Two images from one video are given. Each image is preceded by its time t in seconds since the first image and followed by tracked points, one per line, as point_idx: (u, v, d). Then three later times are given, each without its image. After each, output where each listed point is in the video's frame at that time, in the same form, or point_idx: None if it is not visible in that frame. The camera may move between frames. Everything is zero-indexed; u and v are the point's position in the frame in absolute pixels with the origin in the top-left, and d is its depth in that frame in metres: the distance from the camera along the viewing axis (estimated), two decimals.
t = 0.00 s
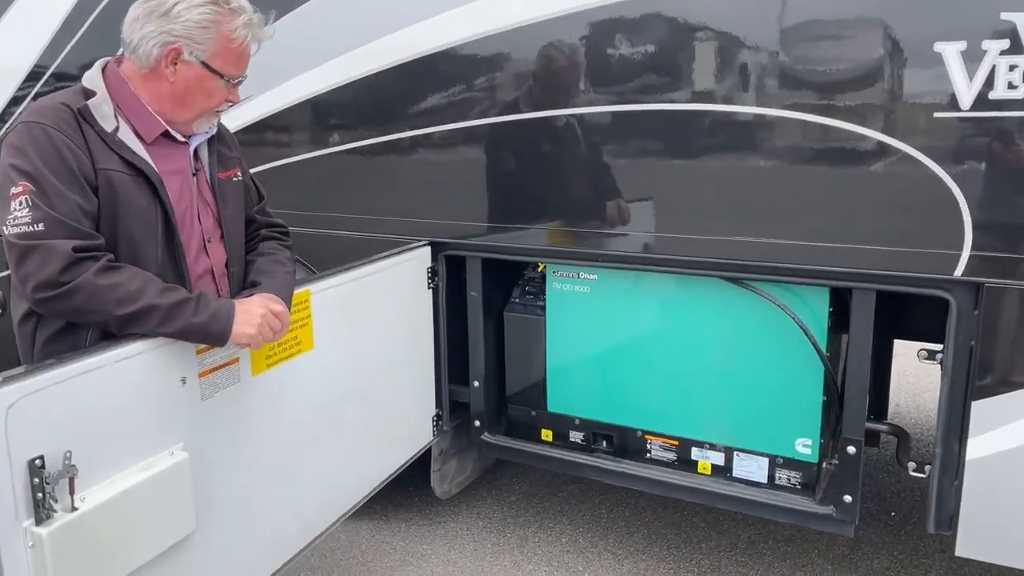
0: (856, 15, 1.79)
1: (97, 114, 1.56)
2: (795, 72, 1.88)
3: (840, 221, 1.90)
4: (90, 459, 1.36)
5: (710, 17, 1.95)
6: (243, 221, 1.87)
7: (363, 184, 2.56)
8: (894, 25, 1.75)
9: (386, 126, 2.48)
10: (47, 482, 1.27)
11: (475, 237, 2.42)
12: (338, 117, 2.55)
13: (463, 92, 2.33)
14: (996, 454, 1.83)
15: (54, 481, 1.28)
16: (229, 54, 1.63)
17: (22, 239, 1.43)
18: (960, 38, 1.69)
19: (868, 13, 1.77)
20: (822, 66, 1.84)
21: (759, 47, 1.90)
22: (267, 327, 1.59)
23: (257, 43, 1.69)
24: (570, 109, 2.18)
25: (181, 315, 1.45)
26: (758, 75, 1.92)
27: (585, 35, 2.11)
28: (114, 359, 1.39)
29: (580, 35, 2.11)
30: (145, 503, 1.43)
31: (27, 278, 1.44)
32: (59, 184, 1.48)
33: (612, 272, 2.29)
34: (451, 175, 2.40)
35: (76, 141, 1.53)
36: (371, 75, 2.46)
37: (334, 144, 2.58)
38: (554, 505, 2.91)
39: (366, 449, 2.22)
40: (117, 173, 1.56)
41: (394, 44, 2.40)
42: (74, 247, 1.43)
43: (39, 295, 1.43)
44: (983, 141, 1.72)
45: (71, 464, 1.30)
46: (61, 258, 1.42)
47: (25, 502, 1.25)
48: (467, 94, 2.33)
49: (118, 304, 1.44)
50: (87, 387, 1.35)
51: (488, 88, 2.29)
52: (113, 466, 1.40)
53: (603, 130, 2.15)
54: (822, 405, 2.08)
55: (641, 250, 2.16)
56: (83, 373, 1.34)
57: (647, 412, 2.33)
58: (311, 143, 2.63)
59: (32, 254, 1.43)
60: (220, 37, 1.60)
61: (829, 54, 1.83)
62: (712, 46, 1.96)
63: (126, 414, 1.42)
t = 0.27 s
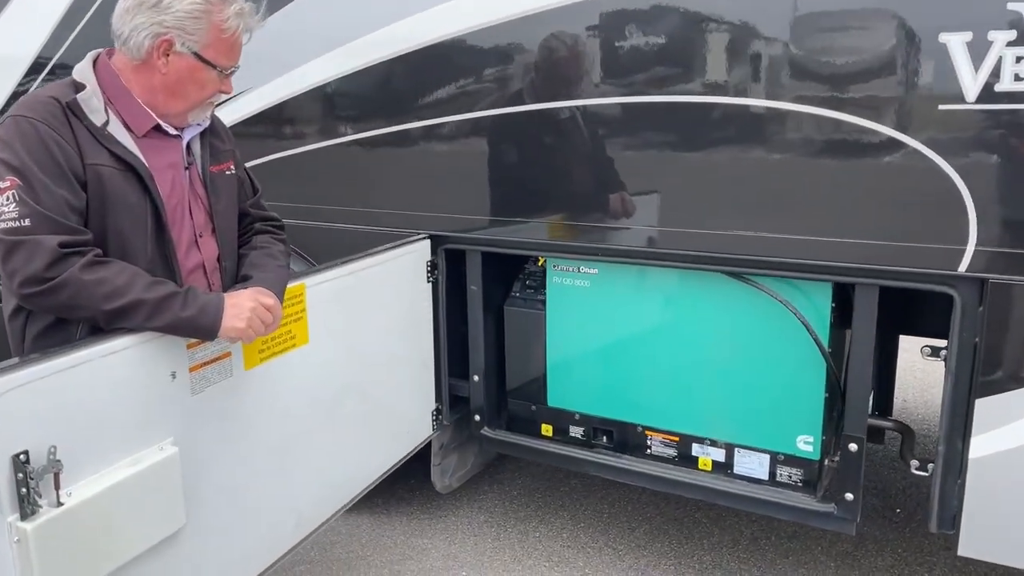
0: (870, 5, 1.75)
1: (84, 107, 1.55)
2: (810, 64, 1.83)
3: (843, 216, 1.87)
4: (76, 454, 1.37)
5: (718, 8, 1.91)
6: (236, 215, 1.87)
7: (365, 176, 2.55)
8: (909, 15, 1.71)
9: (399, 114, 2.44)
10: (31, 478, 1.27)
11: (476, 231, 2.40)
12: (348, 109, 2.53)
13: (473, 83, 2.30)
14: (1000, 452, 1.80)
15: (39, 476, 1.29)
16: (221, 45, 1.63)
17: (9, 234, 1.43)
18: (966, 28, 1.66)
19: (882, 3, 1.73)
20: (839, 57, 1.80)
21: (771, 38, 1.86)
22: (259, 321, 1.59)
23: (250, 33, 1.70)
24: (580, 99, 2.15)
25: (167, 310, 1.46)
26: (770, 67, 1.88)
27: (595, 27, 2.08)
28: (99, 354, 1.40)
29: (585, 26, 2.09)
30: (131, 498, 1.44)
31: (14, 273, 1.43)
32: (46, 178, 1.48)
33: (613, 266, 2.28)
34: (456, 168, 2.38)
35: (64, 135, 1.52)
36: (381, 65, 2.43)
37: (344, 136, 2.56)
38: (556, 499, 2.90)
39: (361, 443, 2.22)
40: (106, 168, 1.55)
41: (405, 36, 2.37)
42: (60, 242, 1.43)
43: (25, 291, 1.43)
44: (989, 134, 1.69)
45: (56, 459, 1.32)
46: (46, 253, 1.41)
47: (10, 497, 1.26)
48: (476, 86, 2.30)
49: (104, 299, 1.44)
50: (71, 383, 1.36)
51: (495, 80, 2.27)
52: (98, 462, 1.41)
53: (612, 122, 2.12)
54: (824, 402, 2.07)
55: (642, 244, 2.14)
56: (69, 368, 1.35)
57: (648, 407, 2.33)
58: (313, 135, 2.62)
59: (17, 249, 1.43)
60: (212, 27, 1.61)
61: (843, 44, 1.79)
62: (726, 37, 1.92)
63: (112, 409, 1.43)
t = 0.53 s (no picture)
0: None
1: (82, 100, 1.55)
2: (822, 57, 1.80)
3: (847, 211, 1.85)
4: (67, 447, 1.37)
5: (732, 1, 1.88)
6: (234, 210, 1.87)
7: (368, 170, 2.54)
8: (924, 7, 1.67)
9: (408, 106, 2.42)
10: (22, 471, 1.27)
11: (478, 225, 2.40)
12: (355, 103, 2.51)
13: (480, 77, 2.27)
14: (1004, 450, 1.78)
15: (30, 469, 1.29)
16: (221, 38, 1.62)
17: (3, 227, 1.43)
18: (973, 20, 1.63)
19: None
20: (852, 51, 1.76)
21: (782, 31, 1.83)
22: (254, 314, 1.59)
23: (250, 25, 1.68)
24: (589, 91, 2.12)
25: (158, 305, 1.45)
26: (781, 60, 1.85)
27: (605, 20, 2.05)
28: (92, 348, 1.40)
29: (592, 19, 2.06)
30: (123, 491, 1.44)
31: (8, 267, 1.43)
32: (42, 171, 1.48)
33: (614, 261, 2.27)
34: (461, 162, 2.36)
35: (59, 127, 1.52)
36: (388, 57, 2.40)
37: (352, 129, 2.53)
38: (558, 494, 2.90)
39: (359, 437, 2.22)
40: (102, 162, 1.55)
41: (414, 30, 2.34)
42: (53, 235, 1.43)
43: (19, 284, 1.43)
44: (997, 127, 1.66)
45: (46, 452, 1.31)
46: (39, 247, 1.41)
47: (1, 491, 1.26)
48: (483, 80, 2.28)
49: (97, 293, 1.44)
50: (63, 376, 1.35)
51: (501, 74, 2.24)
52: (91, 456, 1.41)
53: (620, 117, 2.09)
54: (826, 398, 2.05)
55: (644, 239, 2.13)
56: (61, 362, 1.34)
57: (649, 403, 2.32)
58: (317, 129, 2.61)
59: (11, 242, 1.43)
60: (212, 21, 1.59)
61: (856, 37, 1.75)
62: (736, 30, 1.89)
63: (104, 403, 1.43)
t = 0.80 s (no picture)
0: None
1: (86, 93, 1.56)
2: (832, 52, 1.78)
3: (853, 207, 1.84)
4: (64, 440, 1.37)
5: None
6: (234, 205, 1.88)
7: (373, 165, 2.54)
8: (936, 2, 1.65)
9: (416, 102, 2.41)
10: (17, 464, 1.27)
11: (482, 221, 2.39)
12: (367, 98, 2.50)
13: (490, 72, 2.26)
14: (1009, 449, 1.77)
15: (25, 462, 1.29)
16: (224, 30, 1.62)
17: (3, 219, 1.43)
18: (980, 14, 1.62)
19: None
20: (864, 46, 1.74)
21: (794, 27, 1.81)
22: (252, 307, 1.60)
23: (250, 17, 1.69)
24: (597, 86, 2.10)
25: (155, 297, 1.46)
26: (793, 56, 1.82)
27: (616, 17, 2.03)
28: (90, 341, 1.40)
29: (601, 14, 2.05)
30: (120, 485, 1.45)
31: (6, 259, 1.44)
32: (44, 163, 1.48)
33: (617, 257, 2.27)
34: (468, 158, 2.35)
35: (62, 120, 1.52)
36: (399, 52, 2.40)
37: (360, 124, 2.53)
38: (561, 490, 2.89)
39: (360, 432, 2.22)
40: (104, 155, 1.55)
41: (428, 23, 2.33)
42: (52, 228, 1.43)
43: (17, 277, 1.43)
44: (1005, 123, 1.64)
45: (42, 445, 1.32)
46: (38, 240, 1.42)
47: None
48: (492, 76, 2.26)
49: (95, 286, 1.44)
50: (61, 369, 1.36)
51: (509, 69, 2.23)
52: (88, 449, 1.42)
53: (631, 113, 2.07)
54: (830, 395, 2.04)
55: (647, 234, 2.12)
56: (58, 355, 1.35)
57: (652, 400, 2.31)
58: (323, 124, 2.61)
59: (10, 234, 1.43)
60: (216, 13, 1.60)
61: (869, 33, 1.73)
62: (747, 26, 1.87)
63: (101, 396, 1.43)
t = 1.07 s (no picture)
0: None
1: (99, 90, 1.56)
2: (843, 50, 1.77)
3: (859, 206, 1.83)
4: (71, 438, 1.38)
5: None
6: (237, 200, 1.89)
7: (380, 162, 2.54)
8: None
9: (425, 100, 2.41)
10: (25, 461, 1.29)
11: (488, 218, 2.39)
12: (377, 96, 2.49)
13: (500, 69, 2.25)
14: (1015, 450, 1.76)
15: (33, 460, 1.31)
16: (231, 24, 1.63)
17: (16, 217, 1.44)
18: (985, 12, 1.61)
19: None
20: (877, 43, 1.73)
21: (806, 24, 1.79)
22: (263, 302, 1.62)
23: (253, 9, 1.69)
24: (606, 84, 2.10)
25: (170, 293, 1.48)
26: (804, 53, 1.81)
27: (625, 14, 2.03)
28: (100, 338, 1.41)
29: (610, 11, 2.04)
30: (127, 483, 1.46)
31: (19, 258, 1.44)
32: (59, 156, 1.49)
33: (621, 255, 2.27)
34: (475, 155, 2.35)
35: (75, 115, 1.54)
36: (406, 49, 2.39)
37: (370, 120, 2.53)
38: (566, 488, 2.89)
39: (365, 431, 2.23)
40: (117, 153, 1.57)
41: (437, 20, 2.32)
42: (65, 228, 1.44)
43: (30, 276, 1.45)
44: (1015, 122, 1.63)
45: (49, 443, 1.33)
46: (51, 240, 1.43)
47: (5, 481, 1.27)
48: (501, 73, 2.26)
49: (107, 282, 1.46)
50: (68, 368, 1.37)
51: (517, 66, 2.22)
52: (96, 447, 1.43)
53: (641, 111, 2.06)
54: (834, 395, 2.03)
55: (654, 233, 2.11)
56: (66, 352, 1.36)
57: (656, 399, 2.31)
58: (331, 121, 2.61)
59: (25, 234, 1.44)
60: (222, 8, 1.60)
61: (880, 30, 1.72)
62: (757, 23, 1.86)
63: (109, 393, 1.44)
